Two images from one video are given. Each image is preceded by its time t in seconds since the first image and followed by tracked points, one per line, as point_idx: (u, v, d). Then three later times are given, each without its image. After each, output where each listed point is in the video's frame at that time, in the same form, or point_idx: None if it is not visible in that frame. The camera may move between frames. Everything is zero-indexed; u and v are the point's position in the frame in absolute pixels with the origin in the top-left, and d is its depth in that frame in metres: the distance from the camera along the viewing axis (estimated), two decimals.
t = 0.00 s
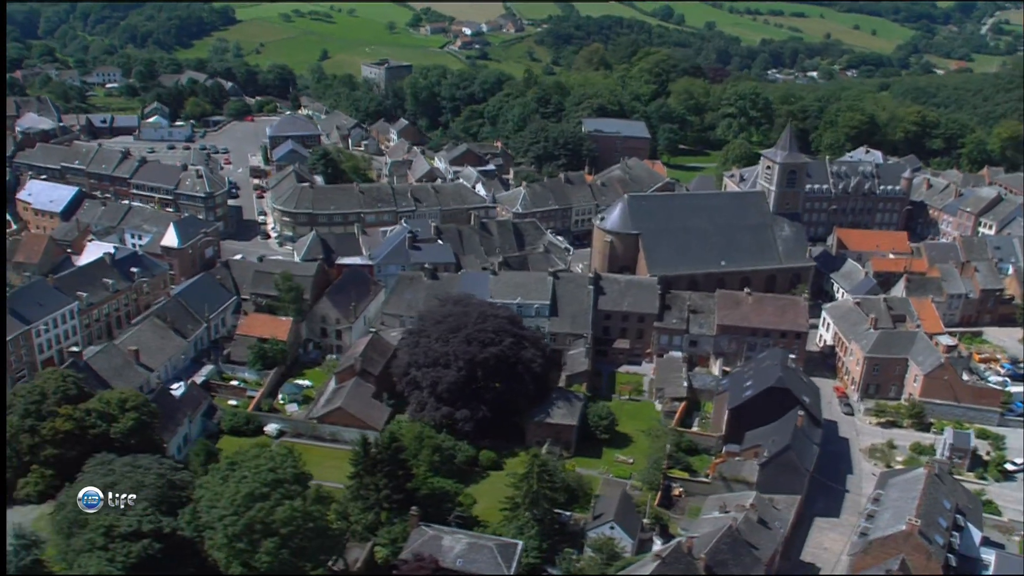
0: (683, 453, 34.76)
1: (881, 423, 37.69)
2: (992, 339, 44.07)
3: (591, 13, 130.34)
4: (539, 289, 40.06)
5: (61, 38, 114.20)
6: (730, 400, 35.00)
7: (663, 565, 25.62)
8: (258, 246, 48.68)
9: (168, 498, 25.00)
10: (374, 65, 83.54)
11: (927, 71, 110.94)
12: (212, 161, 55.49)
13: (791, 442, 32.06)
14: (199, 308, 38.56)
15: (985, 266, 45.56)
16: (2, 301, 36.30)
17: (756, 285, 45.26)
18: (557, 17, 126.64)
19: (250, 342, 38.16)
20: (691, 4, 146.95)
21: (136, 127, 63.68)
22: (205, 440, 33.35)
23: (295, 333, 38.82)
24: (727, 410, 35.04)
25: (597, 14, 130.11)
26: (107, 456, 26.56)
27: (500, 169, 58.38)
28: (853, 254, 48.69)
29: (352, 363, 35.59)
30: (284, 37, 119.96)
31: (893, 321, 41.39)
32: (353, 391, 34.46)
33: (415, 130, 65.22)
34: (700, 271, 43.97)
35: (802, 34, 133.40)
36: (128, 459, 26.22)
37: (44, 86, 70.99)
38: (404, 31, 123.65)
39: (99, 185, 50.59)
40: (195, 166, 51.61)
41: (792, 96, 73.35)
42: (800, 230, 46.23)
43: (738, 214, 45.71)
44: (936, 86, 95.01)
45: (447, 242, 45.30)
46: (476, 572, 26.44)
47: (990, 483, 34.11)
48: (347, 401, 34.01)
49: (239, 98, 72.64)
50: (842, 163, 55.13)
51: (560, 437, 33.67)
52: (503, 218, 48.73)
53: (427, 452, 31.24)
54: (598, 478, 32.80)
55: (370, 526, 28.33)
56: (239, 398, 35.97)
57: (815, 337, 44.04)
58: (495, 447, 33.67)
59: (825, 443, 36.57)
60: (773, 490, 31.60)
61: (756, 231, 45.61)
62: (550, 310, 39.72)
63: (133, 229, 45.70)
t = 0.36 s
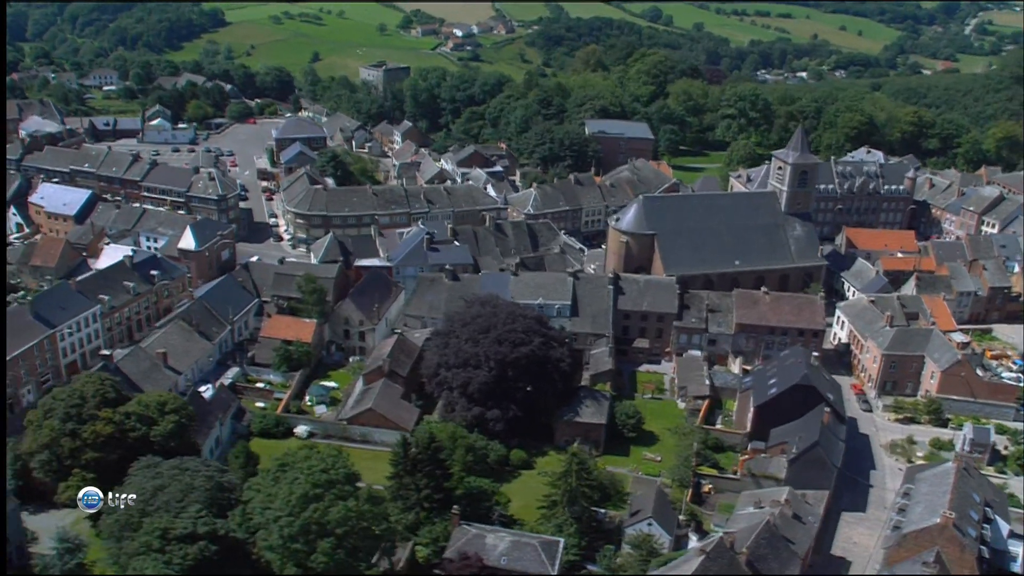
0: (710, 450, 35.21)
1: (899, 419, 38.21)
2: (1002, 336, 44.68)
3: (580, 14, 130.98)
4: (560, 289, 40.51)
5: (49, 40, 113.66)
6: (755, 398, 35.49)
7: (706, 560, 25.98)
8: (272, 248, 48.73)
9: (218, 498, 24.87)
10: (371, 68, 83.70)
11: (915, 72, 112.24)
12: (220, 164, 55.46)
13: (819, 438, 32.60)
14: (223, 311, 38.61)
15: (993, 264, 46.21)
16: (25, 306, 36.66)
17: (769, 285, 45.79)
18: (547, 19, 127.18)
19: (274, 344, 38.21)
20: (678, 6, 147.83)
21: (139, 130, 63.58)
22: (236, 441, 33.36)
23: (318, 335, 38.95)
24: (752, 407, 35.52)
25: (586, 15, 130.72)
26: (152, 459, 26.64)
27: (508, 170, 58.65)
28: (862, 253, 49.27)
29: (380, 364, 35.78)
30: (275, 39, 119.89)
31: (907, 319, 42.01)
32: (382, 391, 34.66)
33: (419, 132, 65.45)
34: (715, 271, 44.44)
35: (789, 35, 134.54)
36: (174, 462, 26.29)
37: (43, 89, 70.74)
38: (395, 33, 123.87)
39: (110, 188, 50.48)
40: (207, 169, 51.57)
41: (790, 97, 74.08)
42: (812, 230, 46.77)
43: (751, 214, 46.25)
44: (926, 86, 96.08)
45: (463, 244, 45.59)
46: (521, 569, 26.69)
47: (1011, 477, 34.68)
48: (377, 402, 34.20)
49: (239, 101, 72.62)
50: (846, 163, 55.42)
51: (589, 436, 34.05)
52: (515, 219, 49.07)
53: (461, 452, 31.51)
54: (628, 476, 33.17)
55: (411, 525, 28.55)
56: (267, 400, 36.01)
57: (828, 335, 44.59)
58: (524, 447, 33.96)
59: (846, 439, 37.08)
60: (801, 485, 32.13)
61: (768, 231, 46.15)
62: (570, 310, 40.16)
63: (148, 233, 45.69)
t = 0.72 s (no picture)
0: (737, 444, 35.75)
1: (917, 411, 38.81)
2: (1010, 329, 45.33)
3: (570, 13, 131.37)
4: (580, 286, 40.88)
5: (37, 41, 113.00)
6: (779, 392, 36.02)
7: (748, 550, 26.41)
8: (286, 248, 48.83)
9: (270, 496, 24.98)
10: (369, 67, 83.85)
11: (902, 68, 113.44)
12: (229, 164, 55.45)
13: (846, 430, 33.16)
14: (247, 311, 38.71)
15: (1000, 258, 46.83)
16: (50, 307, 36.72)
17: (782, 280, 46.35)
18: (537, 17, 127.61)
19: (299, 343, 38.36)
20: (665, 3, 148.69)
21: (142, 130, 63.44)
22: (268, 440, 33.50)
23: (342, 334, 39.13)
24: (777, 401, 36.04)
25: (575, 13, 131.29)
26: (198, 459, 26.74)
27: (514, 169, 58.98)
28: (870, 248, 49.93)
29: (408, 362, 36.02)
30: (265, 38, 119.72)
31: (920, 312, 42.67)
32: (412, 389, 34.91)
33: (422, 131, 65.65)
34: (730, 267, 44.95)
35: (776, 32, 135.37)
36: (221, 461, 26.40)
37: (42, 90, 70.46)
38: (385, 32, 124.02)
39: (121, 189, 50.40)
40: (217, 169, 51.57)
41: (787, 94, 74.77)
42: (822, 226, 47.36)
43: (763, 211, 46.82)
44: (917, 82, 97.14)
45: (480, 242, 45.89)
46: (565, 563, 27.07)
47: None
48: (408, 400, 34.46)
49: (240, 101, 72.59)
50: (851, 159, 55.99)
51: (618, 432, 34.49)
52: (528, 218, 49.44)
53: (497, 448, 31.84)
54: (659, 470, 33.63)
55: (453, 520, 28.87)
56: (295, 400, 36.15)
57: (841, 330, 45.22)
58: (554, 443, 34.36)
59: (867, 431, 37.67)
60: (830, 477, 32.71)
61: (780, 227, 46.71)
62: (591, 307, 40.57)
63: (163, 233, 45.67)
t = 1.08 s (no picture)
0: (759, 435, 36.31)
1: (931, 400, 39.48)
2: (1015, 318, 46.06)
3: (555, 10, 131.81)
4: (597, 282, 41.28)
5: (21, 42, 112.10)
6: (799, 383, 36.57)
7: (788, 539, 26.91)
8: (296, 248, 48.91)
9: (318, 493, 25.15)
10: (363, 66, 83.89)
11: (886, 63, 114.75)
12: (234, 164, 55.39)
13: (869, 420, 33.78)
14: (268, 310, 38.78)
15: (1003, 250, 47.51)
16: (72, 309, 36.67)
17: (790, 274, 46.96)
18: (523, 15, 127.98)
19: (321, 342, 38.49)
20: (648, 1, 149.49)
21: (142, 131, 63.23)
22: (298, 439, 33.64)
23: (363, 332, 39.31)
24: (797, 392, 36.63)
25: (561, 11, 131.82)
26: (241, 458, 26.87)
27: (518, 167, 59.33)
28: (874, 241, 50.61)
29: (433, 359, 36.27)
30: (251, 38, 119.36)
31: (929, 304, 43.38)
32: (439, 386, 35.17)
33: (423, 130, 65.83)
34: (741, 261, 45.50)
35: (759, 28, 136.49)
36: (265, 460, 26.55)
37: (37, 93, 70.04)
38: (372, 31, 124.04)
39: (129, 190, 50.29)
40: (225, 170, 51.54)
41: (781, 89, 75.51)
42: (829, 220, 47.99)
43: (771, 206, 47.47)
44: (903, 77, 98.29)
45: (493, 239, 46.19)
46: (606, 555, 27.50)
47: None
48: (436, 397, 34.72)
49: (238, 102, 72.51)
50: (851, 153, 56.43)
51: (643, 425, 34.95)
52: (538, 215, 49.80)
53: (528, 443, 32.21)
54: (685, 462, 34.10)
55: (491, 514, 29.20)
56: (321, 398, 36.27)
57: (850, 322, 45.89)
58: (581, 437, 34.75)
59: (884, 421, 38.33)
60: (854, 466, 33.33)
61: (788, 222, 47.35)
62: (609, 302, 41.01)
63: (176, 234, 45.62)
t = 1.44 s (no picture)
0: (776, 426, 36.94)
1: (938, 390, 40.23)
2: (1013, 309, 46.94)
3: (537, 7, 132.28)
4: (609, 277, 41.76)
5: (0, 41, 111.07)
6: (813, 374, 37.22)
7: (818, 524, 27.60)
8: (303, 245, 48.99)
9: (361, 487, 25.39)
10: (353, 64, 83.91)
11: (866, 59, 116.18)
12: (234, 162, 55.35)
13: (884, 409, 34.47)
14: (285, 308, 38.88)
15: (1001, 242, 48.35)
16: (89, 308, 36.57)
17: (793, 267, 47.66)
18: (505, 12, 128.34)
19: (338, 339, 38.65)
20: None
21: (138, 130, 63.00)
22: (322, 435, 33.82)
23: (379, 329, 39.51)
24: (811, 383, 37.28)
25: (543, 8, 132.32)
26: (280, 454, 27.04)
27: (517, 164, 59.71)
28: (872, 235, 51.43)
29: (453, 355, 36.54)
30: (233, 36, 118.93)
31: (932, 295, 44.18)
32: (460, 381, 35.47)
33: (419, 127, 66.04)
34: (746, 255, 46.11)
35: (739, 24, 137.70)
36: (304, 455, 26.74)
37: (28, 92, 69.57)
38: (355, 29, 124.04)
39: (133, 189, 50.17)
40: (228, 168, 51.51)
41: (771, 85, 76.36)
42: (831, 214, 48.74)
43: (774, 201, 48.11)
44: (886, 72, 99.58)
45: (501, 235, 46.56)
46: (640, 545, 28.05)
47: None
48: (458, 392, 34.98)
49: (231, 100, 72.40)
50: (847, 148, 57.29)
51: (662, 417, 35.49)
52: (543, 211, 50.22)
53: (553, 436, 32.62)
54: (705, 453, 34.66)
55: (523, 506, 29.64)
56: (341, 395, 36.45)
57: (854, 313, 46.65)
58: (601, 429, 35.24)
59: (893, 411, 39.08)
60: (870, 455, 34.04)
61: (791, 216, 48.01)
62: (621, 297, 41.52)
63: (184, 233, 45.62)
